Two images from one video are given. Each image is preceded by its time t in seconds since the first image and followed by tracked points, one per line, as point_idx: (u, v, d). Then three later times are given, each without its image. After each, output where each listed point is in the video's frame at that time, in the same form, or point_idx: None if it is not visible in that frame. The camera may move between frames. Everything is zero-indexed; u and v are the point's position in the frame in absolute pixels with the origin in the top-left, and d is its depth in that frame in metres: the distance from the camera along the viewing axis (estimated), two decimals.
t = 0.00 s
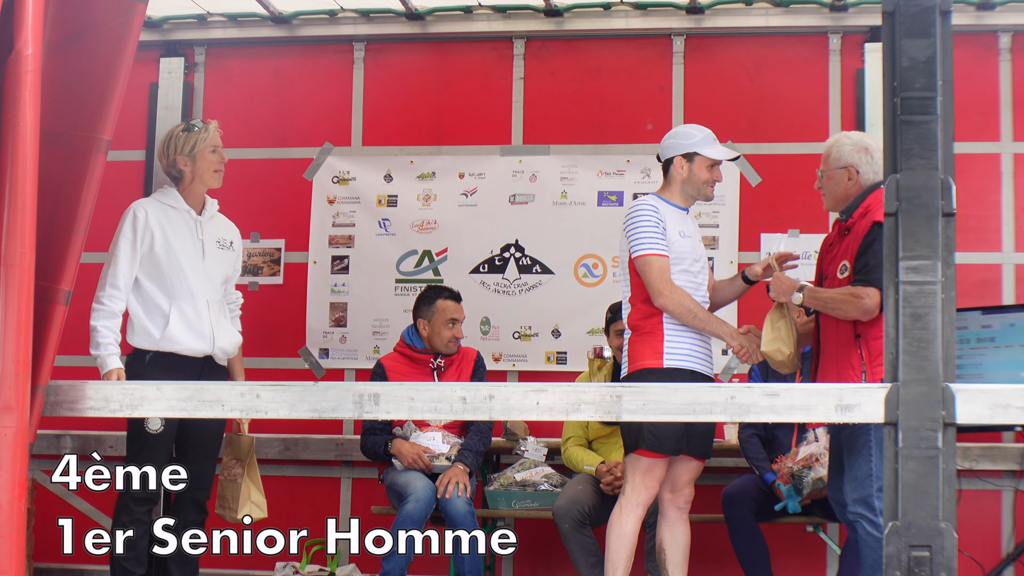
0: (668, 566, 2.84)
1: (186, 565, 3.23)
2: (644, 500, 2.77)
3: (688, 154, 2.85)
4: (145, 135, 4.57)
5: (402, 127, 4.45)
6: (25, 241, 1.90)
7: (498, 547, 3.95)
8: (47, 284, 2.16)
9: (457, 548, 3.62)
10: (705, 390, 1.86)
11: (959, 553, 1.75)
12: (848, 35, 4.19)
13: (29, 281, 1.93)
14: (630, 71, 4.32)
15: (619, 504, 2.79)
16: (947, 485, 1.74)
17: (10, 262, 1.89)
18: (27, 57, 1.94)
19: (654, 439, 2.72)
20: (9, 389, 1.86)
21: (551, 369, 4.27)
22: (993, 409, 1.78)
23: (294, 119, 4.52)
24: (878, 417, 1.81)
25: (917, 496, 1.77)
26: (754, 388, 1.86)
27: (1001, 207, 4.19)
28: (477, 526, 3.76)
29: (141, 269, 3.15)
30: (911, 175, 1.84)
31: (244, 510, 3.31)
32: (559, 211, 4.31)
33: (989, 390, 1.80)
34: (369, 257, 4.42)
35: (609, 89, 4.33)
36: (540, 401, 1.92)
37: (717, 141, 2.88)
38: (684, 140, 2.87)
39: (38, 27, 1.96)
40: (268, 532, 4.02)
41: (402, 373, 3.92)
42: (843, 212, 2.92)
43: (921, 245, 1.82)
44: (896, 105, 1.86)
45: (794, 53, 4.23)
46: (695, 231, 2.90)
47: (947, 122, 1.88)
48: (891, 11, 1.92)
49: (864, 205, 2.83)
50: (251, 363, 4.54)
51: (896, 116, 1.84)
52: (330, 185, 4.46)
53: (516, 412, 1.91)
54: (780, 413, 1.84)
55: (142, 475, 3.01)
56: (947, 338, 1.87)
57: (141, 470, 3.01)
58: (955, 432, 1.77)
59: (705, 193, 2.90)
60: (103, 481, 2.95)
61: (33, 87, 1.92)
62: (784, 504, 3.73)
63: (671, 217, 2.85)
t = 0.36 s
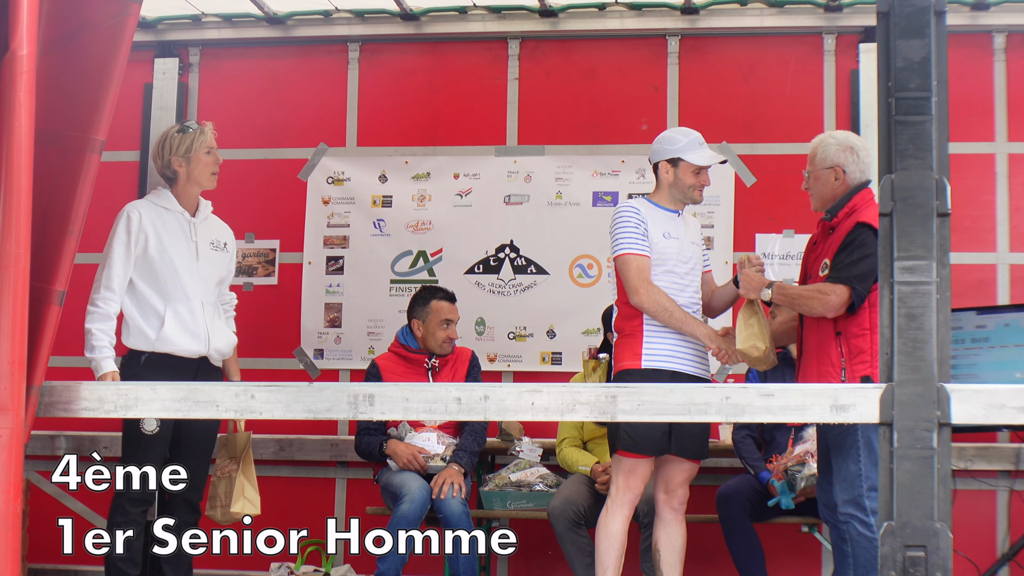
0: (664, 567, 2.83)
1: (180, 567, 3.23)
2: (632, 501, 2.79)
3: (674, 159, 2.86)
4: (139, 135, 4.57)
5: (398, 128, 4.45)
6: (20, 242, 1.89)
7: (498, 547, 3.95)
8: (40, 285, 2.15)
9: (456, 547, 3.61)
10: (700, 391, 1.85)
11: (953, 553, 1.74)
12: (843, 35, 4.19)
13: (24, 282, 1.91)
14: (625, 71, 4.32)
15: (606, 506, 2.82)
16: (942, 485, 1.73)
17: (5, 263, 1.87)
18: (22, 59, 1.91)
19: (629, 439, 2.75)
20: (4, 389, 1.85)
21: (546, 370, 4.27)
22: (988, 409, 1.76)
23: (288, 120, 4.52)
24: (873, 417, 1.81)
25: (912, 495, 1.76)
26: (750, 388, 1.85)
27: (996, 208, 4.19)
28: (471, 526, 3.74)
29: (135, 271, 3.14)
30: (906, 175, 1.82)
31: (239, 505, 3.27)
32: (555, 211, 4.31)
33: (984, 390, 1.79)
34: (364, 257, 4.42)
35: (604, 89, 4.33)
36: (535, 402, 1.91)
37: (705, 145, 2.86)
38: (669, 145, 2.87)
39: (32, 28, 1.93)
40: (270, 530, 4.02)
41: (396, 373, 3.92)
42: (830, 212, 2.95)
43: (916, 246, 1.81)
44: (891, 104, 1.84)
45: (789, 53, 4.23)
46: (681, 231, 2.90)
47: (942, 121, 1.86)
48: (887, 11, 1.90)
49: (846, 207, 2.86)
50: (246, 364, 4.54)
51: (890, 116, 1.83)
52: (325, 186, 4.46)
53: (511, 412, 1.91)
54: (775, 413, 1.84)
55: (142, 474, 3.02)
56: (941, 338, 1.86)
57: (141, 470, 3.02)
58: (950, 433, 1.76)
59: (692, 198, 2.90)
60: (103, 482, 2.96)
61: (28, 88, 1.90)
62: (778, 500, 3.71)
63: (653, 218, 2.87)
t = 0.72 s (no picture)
0: (659, 565, 2.84)
1: (178, 566, 3.24)
2: (628, 495, 2.79)
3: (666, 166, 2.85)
4: (137, 133, 4.57)
5: (396, 126, 4.45)
6: (17, 241, 1.88)
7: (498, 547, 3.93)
8: (38, 284, 2.14)
9: (456, 547, 3.61)
10: (697, 389, 1.84)
11: (951, 551, 1.74)
12: (840, 34, 4.20)
13: (22, 281, 1.90)
14: (623, 70, 4.32)
15: (601, 504, 2.83)
16: (940, 483, 1.73)
17: (3, 261, 1.86)
18: (20, 58, 1.90)
19: (605, 433, 2.81)
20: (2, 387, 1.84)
21: (544, 368, 4.27)
22: (987, 407, 1.77)
23: (287, 118, 4.52)
24: (870, 415, 1.80)
25: (909, 494, 1.76)
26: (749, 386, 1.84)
27: (994, 206, 4.19)
28: (470, 525, 3.74)
29: (131, 270, 3.15)
30: (903, 174, 1.82)
31: (226, 503, 3.30)
32: (553, 209, 4.31)
33: (982, 388, 1.78)
34: (362, 255, 4.42)
35: (602, 88, 4.33)
36: (533, 400, 1.90)
37: (701, 154, 2.82)
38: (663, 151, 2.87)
39: (29, 26, 1.92)
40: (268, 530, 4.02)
41: (394, 371, 3.92)
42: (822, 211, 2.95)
43: (914, 245, 1.81)
44: (889, 103, 1.83)
45: (787, 51, 4.24)
46: (677, 234, 2.90)
47: (940, 119, 1.87)
48: (885, 10, 1.91)
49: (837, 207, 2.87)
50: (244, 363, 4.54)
51: (888, 115, 1.82)
52: (323, 184, 4.46)
53: (509, 411, 1.90)
54: (773, 412, 1.83)
55: (142, 475, 3.02)
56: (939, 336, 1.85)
57: (141, 470, 3.02)
58: (947, 431, 1.76)
59: (683, 205, 2.90)
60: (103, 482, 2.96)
61: (25, 88, 1.89)
62: (779, 502, 3.73)
63: (647, 220, 2.88)
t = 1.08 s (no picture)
0: (661, 563, 2.83)
1: (181, 565, 3.23)
2: (617, 498, 2.84)
3: (653, 156, 2.87)
4: (138, 131, 4.57)
5: (397, 124, 4.45)
6: (18, 239, 1.87)
7: (498, 546, 3.96)
8: (40, 282, 2.14)
9: (456, 547, 3.61)
10: (698, 385, 1.83)
11: (953, 548, 1.73)
12: (841, 31, 4.20)
13: (23, 279, 1.89)
14: (624, 67, 4.32)
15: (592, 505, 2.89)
16: (941, 480, 1.72)
17: (4, 259, 1.85)
18: (20, 55, 1.89)
19: (604, 437, 2.82)
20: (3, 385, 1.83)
21: (545, 365, 4.27)
22: (987, 403, 1.75)
23: (288, 116, 4.52)
24: (871, 412, 1.80)
25: (911, 490, 1.75)
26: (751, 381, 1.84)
27: (995, 202, 4.19)
28: (472, 522, 3.73)
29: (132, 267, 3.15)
30: (905, 171, 1.81)
31: (230, 506, 3.26)
32: (554, 206, 4.31)
33: (984, 385, 1.78)
34: (363, 253, 4.42)
35: (603, 85, 4.33)
36: (534, 397, 1.89)
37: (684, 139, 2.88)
38: (648, 142, 2.89)
39: (30, 24, 1.91)
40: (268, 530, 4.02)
41: (396, 369, 3.92)
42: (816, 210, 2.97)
43: (915, 242, 1.81)
44: (889, 100, 1.83)
45: (788, 48, 4.24)
46: (659, 227, 2.89)
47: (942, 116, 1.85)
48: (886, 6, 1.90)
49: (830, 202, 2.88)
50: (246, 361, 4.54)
51: (888, 111, 1.81)
52: (324, 181, 4.46)
53: (511, 408, 1.89)
54: (774, 408, 1.83)
55: (142, 475, 3.01)
56: (940, 332, 1.85)
57: (141, 470, 3.01)
58: (949, 428, 1.75)
59: (673, 193, 2.91)
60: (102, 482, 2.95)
61: (26, 85, 1.88)
62: (778, 496, 3.70)
63: (627, 218, 2.88)
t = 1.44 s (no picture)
0: (662, 556, 2.80)
1: (186, 562, 3.23)
2: (610, 493, 2.85)
3: (611, 162, 2.86)
4: (140, 127, 4.57)
5: (398, 119, 4.45)
6: (21, 235, 1.86)
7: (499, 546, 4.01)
8: (43, 278, 2.13)
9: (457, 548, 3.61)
10: (701, 380, 1.83)
11: (956, 542, 1.72)
12: (844, 25, 4.20)
13: (25, 275, 1.88)
14: (625, 62, 4.32)
15: (586, 500, 2.89)
16: (944, 474, 1.71)
17: (6, 256, 1.84)
18: (22, 52, 1.88)
19: (602, 433, 2.82)
20: (6, 381, 1.82)
21: (548, 360, 4.28)
22: (990, 397, 1.76)
23: (289, 111, 4.52)
24: (874, 406, 1.80)
25: (914, 484, 1.75)
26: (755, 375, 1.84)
27: (998, 196, 4.19)
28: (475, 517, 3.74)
29: (136, 262, 3.15)
30: (907, 165, 1.81)
31: (237, 503, 3.26)
32: (556, 201, 4.31)
33: (988, 378, 1.77)
34: (366, 248, 4.42)
35: (604, 80, 4.33)
36: (537, 392, 1.88)
37: (639, 138, 2.81)
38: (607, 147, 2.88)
39: (32, 20, 1.90)
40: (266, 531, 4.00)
41: (399, 364, 3.93)
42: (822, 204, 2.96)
43: (917, 237, 1.80)
44: (892, 94, 1.82)
45: (790, 43, 4.24)
46: (643, 220, 2.88)
47: (945, 109, 1.84)
48: None
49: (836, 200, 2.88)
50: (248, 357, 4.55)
51: (891, 105, 1.80)
52: (325, 177, 4.46)
53: (513, 403, 1.88)
54: (777, 403, 1.82)
55: (142, 475, 3.01)
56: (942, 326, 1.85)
57: (142, 470, 3.01)
58: (952, 422, 1.75)
59: (643, 191, 2.87)
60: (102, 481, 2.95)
61: (28, 82, 1.87)
62: (780, 489, 3.75)
63: (608, 214, 2.88)
